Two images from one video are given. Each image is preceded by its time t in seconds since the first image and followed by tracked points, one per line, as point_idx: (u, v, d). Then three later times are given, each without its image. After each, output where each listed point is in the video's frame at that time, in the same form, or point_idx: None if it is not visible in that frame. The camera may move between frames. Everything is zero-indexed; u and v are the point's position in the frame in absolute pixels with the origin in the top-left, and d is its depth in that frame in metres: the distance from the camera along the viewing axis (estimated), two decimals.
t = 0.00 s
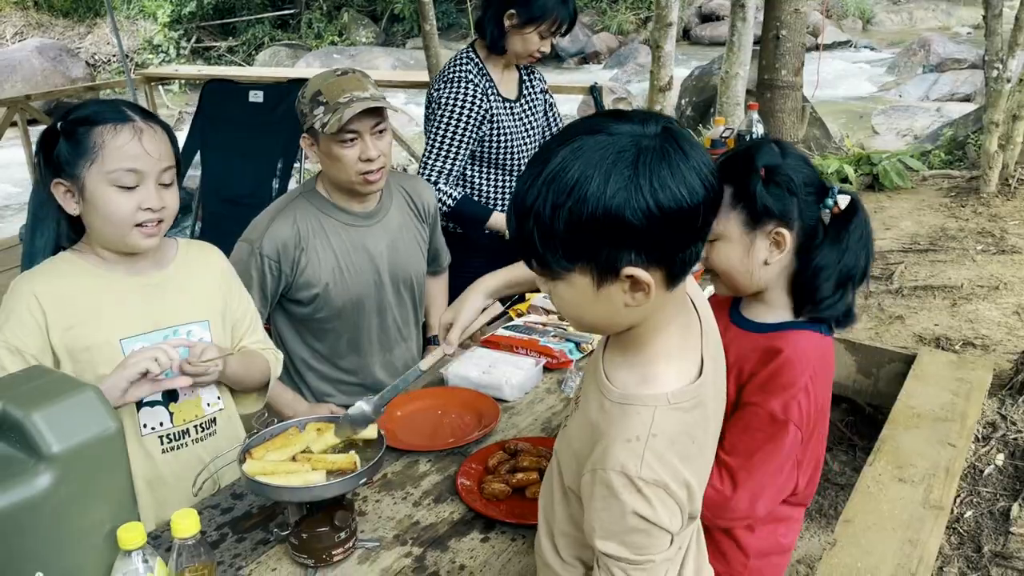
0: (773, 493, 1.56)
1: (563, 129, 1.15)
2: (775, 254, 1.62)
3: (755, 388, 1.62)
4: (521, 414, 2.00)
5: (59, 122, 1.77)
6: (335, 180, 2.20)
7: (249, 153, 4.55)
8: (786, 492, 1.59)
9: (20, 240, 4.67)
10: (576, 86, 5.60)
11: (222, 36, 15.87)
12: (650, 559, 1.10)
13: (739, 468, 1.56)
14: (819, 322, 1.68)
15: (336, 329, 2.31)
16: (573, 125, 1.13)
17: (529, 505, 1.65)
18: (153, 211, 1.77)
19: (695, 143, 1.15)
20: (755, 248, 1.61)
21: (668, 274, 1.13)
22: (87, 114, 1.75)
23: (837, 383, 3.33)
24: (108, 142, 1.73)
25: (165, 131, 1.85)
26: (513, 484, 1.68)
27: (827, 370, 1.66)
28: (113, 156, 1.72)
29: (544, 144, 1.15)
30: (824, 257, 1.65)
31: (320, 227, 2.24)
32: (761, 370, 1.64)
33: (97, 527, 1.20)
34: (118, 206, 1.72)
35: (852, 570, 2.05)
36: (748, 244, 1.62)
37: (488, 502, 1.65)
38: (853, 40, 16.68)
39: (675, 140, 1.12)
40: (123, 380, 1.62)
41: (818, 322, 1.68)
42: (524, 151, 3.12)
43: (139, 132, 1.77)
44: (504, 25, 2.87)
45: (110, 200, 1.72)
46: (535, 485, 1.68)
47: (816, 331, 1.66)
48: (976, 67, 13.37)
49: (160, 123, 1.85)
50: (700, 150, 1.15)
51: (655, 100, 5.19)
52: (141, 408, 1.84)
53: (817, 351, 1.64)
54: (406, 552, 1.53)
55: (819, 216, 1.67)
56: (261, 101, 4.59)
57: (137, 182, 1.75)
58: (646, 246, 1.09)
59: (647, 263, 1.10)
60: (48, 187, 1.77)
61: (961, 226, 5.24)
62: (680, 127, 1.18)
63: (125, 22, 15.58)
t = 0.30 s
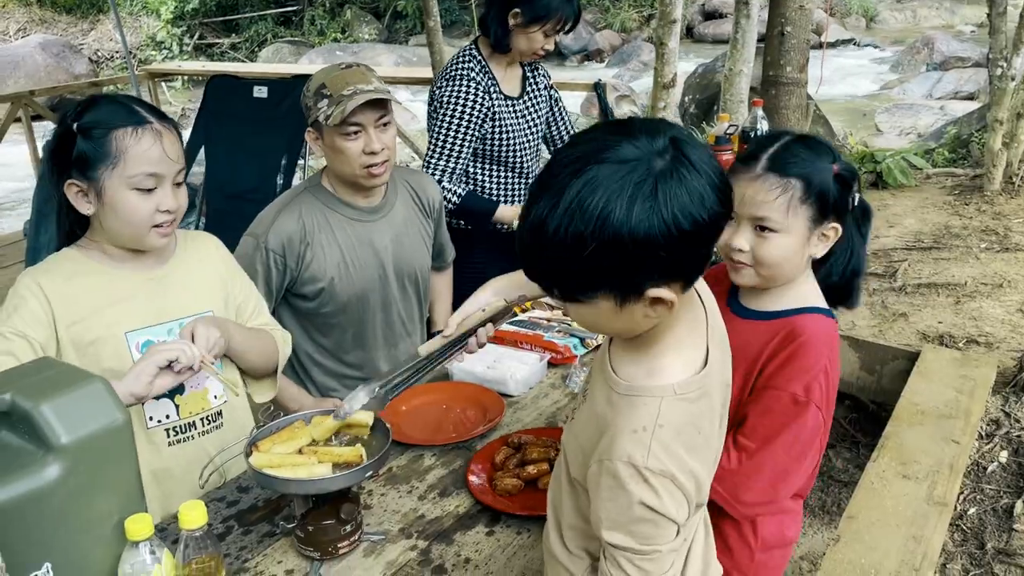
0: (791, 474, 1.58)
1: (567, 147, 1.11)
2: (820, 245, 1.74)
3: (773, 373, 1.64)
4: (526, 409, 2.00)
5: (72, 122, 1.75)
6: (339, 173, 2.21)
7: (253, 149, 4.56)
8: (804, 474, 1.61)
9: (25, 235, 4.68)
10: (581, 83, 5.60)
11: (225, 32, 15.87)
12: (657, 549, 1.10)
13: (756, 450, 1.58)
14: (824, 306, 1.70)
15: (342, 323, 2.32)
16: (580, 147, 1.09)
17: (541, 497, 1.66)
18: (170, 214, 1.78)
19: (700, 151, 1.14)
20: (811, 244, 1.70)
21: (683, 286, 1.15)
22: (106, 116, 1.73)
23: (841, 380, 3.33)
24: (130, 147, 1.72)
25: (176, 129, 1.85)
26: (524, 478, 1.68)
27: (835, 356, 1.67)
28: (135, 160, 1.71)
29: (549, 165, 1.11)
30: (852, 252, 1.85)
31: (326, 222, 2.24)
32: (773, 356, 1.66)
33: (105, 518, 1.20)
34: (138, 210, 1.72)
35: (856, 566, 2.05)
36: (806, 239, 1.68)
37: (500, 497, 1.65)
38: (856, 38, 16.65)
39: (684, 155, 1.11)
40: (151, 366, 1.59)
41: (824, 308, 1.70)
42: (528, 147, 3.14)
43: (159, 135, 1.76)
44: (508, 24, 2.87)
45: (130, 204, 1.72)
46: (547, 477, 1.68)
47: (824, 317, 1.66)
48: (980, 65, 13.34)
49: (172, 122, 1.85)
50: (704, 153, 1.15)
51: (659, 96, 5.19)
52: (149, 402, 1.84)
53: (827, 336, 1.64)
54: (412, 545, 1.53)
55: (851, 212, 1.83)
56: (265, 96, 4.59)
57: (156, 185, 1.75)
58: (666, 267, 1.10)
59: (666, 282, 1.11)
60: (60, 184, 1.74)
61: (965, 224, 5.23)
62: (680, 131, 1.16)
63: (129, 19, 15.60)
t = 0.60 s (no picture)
0: (793, 475, 1.59)
1: (564, 180, 1.09)
2: (820, 249, 1.70)
3: (777, 373, 1.63)
4: (528, 406, 2.01)
5: (82, 116, 1.75)
6: (343, 170, 2.21)
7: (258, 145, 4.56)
8: (806, 475, 1.61)
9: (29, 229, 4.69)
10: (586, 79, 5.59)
11: (230, 27, 15.85)
12: (659, 542, 1.11)
13: (762, 451, 1.59)
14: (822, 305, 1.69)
15: (345, 318, 2.32)
16: (577, 181, 1.07)
17: (544, 491, 1.66)
18: (177, 210, 1.77)
19: (692, 164, 1.14)
20: (808, 245, 1.67)
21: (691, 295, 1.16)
22: (116, 111, 1.73)
23: (843, 379, 3.33)
24: (137, 142, 1.72)
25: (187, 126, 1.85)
26: (528, 471, 1.68)
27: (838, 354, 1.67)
28: (142, 156, 1.72)
29: (547, 201, 1.09)
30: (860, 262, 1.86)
31: (329, 217, 2.24)
32: (775, 355, 1.65)
33: (109, 511, 1.21)
34: (144, 206, 1.73)
35: (857, 564, 2.05)
36: (803, 239, 1.66)
37: (503, 490, 1.65)
38: (862, 37, 16.60)
39: (681, 175, 1.10)
40: (163, 359, 1.62)
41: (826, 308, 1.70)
42: (539, 138, 3.17)
43: (167, 131, 1.76)
44: (535, 26, 2.88)
45: (136, 199, 1.72)
46: (550, 470, 1.69)
47: (826, 316, 1.66)
48: (986, 65, 13.30)
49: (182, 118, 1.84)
50: (695, 160, 1.15)
51: (663, 94, 5.18)
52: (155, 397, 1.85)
53: (828, 335, 1.64)
54: (413, 540, 1.53)
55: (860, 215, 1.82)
56: (270, 92, 4.59)
57: (163, 181, 1.75)
58: (677, 289, 1.10)
59: (677, 299, 1.12)
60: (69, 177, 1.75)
61: (969, 224, 5.23)
62: (670, 146, 1.15)
63: (134, 14, 15.62)
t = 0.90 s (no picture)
0: (797, 471, 1.56)
1: (573, 202, 1.08)
2: (792, 243, 1.65)
3: (773, 368, 1.63)
4: (535, 401, 2.00)
5: (94, 106, 1.76)
6: (352, 166, 2.22)
7: (265, 139, 4.54)
8: (810, 470, 1.58)
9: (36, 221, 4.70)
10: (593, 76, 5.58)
11: (237, 21, 15.84)
12: (667, 537, 1.11)
13: (764, 448, 1.57)
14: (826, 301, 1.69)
15: (352, 312, 2.33)
16: (589, 204, 1.06)
17: (553, 486, 1.67)
18: (182, 205, 1.77)
19: (699, 174, 1.13)
20: (774, 237, 1.64)
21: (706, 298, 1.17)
22: (126, 102, 1.74)
23: (849, 378, 3.32)
24: (144, 134, 1.72)
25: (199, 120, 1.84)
26: (538, 465, 1.69)
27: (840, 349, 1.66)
28: (149, 148, 1.71)
29: (557, 224, 1.08)
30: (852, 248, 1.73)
31: (337, 212, 2.25)
32: (775, 348, 1.66)
33: (118, 502, 1.21)
34: (148, 198, 1.72)
35: (863, 563, 2.05)
36: (767, 234, 1.64)
37: (512, 483, 1.67)
38: (869, 36, 16.56)
39: (692, 189, 1.10)
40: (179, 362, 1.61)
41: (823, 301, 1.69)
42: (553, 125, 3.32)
43: (175, 125, 1.76)
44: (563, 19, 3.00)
45: (140, 191, 1.72)
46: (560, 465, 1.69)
47: (828, 311, 1.66)
48: (994, 65, 13.24)
49: (194, 113, 1.84)
50: (701, 168, 1.15)
51: (670, 91, 5.18)
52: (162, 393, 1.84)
53: (828, 329, 1.64)
54: (420, 534, 1.54)
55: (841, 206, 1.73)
56: (277, 86, 4.60)
57: (169, 175, 1.74)
58: (695, 300, 1.11)
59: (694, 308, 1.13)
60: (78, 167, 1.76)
61: (976, 224, 5.21)
62: (675, 156, 1.14)
63: (141, 7, 15.64)
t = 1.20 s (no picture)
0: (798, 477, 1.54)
1: (588, 219, 1.07)
2: (773, 237, 1.63)
3: (768, 373, 1.62)
4: (544, 399, 2.01)
5: (134, 107, 1.70)
6: (358, 155, 2.23)
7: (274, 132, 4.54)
8: (813, 470, 1.56)
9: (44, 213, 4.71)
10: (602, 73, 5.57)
11: (244, 16, 15.83)
12: (681, 536, 1.11)
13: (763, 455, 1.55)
14: (819, 300, 1.67)
15: (362, 307, 2.33)
16: (605, 220, 1.05)
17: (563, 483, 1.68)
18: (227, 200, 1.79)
19: (711, 181, 1.13)
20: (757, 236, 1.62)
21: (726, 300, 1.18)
22: (175, 104, 1.71)
23: (857, 379, 3.32)
24: (200, 135, 1.72)
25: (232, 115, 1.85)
26: (548, 462, 1.70)
27: (837, 347, 1.66)
28: (205, 149, 1.72)
29: (574, 240, 1.07)
30: (839, 240, 1.66)
31: (348, 206, 2.25)
32: (768, 350, 1.65)
33: (132, 493, 1.21)
34: (202, 197, 1.73)
35: (870, 564, 2.05)
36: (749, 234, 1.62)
37: (522, 479, 1.67)
38: (877, 36, 16.51)
39: (707, 199, 1.10)
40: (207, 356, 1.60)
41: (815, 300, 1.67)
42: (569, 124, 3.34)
43: (222, 124, 1.77)
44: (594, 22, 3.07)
45: (197, 191, 1.72)
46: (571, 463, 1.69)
47: (821, 311, 1.66)
48: (1002, 66, 13.19)
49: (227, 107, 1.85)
50: (714, 175, 1.15)
51: (679, 89, 5.17)
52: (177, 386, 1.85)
53: (822, 329, 1.63)
54: (430, 529, 1.54)
55: (822, 196, 1.66)
56: (287, 79, 4.64)
57: (217, 173, 1.76)
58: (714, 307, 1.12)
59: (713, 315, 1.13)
60: (118, 168, 1.71)
61: (984, 226, 5.20)
62: (686, 164, 1.13)
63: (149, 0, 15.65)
